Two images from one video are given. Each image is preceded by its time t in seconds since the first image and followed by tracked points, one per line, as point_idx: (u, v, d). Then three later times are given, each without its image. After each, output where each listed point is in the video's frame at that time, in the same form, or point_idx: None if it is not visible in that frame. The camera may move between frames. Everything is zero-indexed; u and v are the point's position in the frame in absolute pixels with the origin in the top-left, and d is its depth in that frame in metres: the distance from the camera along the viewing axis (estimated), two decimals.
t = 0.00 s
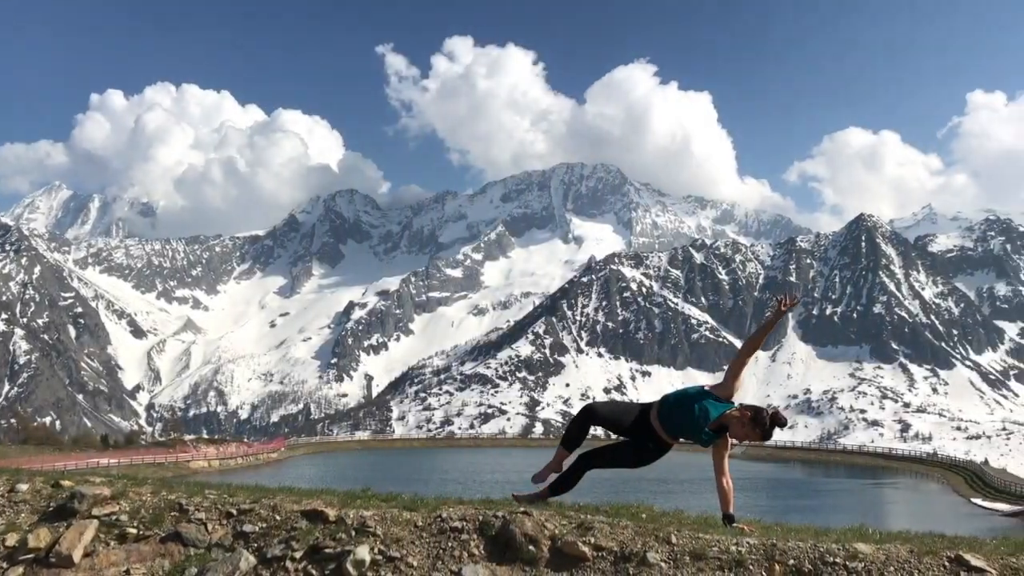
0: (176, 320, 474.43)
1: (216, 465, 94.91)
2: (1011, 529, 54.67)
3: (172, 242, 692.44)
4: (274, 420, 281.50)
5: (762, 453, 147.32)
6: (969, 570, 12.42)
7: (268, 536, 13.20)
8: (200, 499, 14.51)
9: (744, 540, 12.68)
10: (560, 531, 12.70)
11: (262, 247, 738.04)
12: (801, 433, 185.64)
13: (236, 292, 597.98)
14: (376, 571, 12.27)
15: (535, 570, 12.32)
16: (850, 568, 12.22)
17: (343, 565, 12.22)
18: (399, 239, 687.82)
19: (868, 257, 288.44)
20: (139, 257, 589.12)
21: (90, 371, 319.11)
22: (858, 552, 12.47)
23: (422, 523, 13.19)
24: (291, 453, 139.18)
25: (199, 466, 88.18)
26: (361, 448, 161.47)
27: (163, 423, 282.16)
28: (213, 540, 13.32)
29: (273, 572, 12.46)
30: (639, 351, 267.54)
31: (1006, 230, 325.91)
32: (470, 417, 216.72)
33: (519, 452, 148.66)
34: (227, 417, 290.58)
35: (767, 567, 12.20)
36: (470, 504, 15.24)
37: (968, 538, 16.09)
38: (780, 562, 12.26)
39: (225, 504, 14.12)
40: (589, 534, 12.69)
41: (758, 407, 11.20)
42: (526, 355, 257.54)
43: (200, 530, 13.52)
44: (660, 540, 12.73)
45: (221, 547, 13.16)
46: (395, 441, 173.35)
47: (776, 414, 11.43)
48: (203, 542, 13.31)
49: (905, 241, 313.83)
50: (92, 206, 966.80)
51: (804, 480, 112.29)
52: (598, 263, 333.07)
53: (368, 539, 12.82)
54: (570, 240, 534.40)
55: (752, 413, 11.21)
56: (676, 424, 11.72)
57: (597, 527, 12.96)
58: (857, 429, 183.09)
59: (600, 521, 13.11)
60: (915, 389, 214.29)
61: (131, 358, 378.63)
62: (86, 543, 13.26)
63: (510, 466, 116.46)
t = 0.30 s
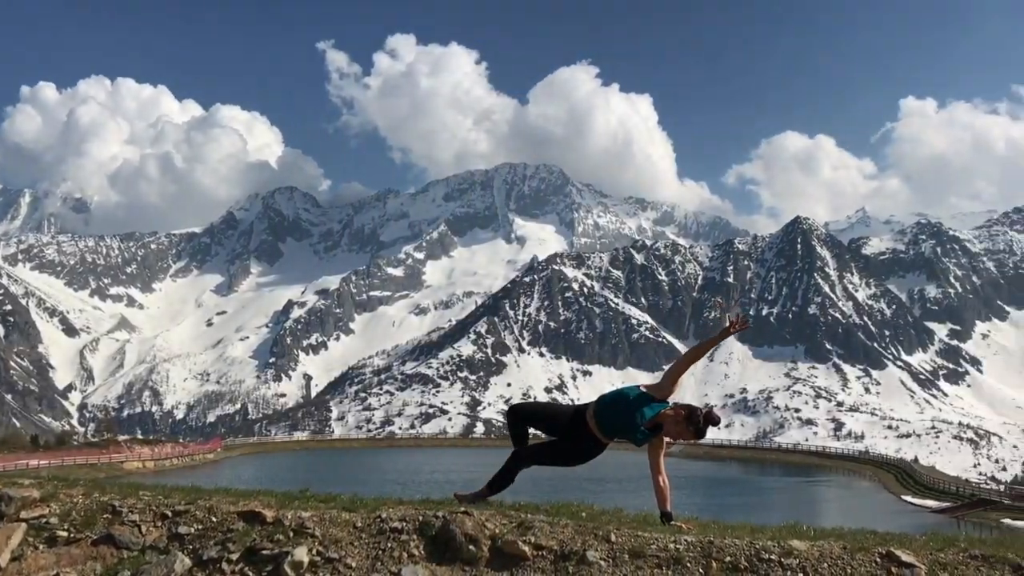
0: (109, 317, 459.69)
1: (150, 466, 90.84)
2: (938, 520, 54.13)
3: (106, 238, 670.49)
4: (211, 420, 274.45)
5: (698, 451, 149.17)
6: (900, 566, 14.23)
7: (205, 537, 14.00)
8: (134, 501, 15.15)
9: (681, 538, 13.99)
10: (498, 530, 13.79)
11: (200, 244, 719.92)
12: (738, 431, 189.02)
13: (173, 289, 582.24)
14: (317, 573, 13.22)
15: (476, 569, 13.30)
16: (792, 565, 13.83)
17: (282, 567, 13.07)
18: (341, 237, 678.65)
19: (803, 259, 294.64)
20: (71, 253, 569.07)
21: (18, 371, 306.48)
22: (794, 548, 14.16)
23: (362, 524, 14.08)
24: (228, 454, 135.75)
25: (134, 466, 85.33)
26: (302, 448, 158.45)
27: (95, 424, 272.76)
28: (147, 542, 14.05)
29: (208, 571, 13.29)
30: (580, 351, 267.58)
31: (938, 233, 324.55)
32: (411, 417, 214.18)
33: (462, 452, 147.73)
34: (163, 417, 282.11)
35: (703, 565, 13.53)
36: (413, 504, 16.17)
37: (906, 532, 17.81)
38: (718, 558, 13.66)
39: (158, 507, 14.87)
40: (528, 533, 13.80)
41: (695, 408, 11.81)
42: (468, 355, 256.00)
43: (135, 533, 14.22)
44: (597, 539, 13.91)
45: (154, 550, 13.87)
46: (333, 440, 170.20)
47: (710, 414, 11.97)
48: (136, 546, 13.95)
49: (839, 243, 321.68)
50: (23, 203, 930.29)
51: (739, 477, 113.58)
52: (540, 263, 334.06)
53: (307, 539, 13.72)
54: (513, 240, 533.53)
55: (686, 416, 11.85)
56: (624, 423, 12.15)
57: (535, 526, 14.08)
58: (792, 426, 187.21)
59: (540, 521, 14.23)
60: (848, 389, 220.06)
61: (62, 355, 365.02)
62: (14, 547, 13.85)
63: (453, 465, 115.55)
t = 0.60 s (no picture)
0: (38, 315, 441.45)
1: (82, 467, 86.60)
2: (872, 517, 54.14)
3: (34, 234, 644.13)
4: (146, 421, 265.32)
5: (640, 450, 149.71)
6: (837, 562, 13.58)
7: (141, 540, 12.09)
8: (65, 502, 12.89)
9: (624, 537, 12.97)
10: (444, 531, 12.48)
11: (135, 241, 697.48)
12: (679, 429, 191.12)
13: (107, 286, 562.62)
14: None
15: (416, 571, 12.00)
16: (730, 562, 12.91)
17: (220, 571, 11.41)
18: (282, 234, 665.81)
19: (742, 260, 299.29)
20: None
21: None
22: (734, 545, 13.23)
23: (304, 525, 12.46)
24: (164, 454, 130.62)
25: (64, 468, 80.96)
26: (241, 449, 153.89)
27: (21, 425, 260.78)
28: (77, 547, 12.00)
29: None
30: (523, 351, 267.22)
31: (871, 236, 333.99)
32: (352, 417, 210.30)
33: (403, 452, 145.56)
34: (96, 417, 272.11)
35: (645, 564, 12.55)
36: (354, 503, 14.64)
37: (842, 531, 17.13)
38: (658, 557, 12.64)
39: (91, 508, 12.68)
40: (472, 534, 12.55)
41: (633, 407, 11.81)
42: (411, 355, 252.51)
43: (65, 536, 12.13)
44: (542, 537, 12.76)
45: (85, 554, 11.89)
46: (273, 441, 165.72)
47: (651, 415, 12.06)
48: (66, 551, 11.96)
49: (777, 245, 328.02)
50: None
51: (680, 477, 113.92)
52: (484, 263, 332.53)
53: (246, 542, 11.97)
54: (457, 239, 530.30)
55: (624, 416, 11.81)
56: (559, 421, 11.92)
57: (478, 526, 12.83)
58: (731, 426, 189.44)
59: (479, 520, 13.01)
60: (786, 389, 224.26)
61: None
62: None
63: (395, 465, 113.37)
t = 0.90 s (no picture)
0: None
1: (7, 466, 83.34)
2: (805, 514, 54.09)
3: None
4: (73, 421, 255.35)
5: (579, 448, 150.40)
6: (769, 559, 13.79)
7: (68, 543, 12.17)
8: None
9: (561, 536, 13.11)
10: (382, 532, 12.51)
11: (63, 237, 671.81)
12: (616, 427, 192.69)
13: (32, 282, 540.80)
14: None
15: (354, 571, 12.05)
16: (667, 560, 13.11)
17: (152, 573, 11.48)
18: (218, 232, 649.88)
19: (679, 261, 303.95)
20: None
21: None
22: (669, 542, 13.48)
23: (238, 527, 12.47)
24: (94, 454, 126.61)
25: None
26: (175, 448, 149.92)
27: None
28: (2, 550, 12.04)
29: None
30: (462, 350, 266.05)
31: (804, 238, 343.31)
32: (288, 417, 206.02)
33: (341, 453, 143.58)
34: (22, 417, 260.91)
35: (583, 563, 12.70)
36: (285, 507, 14.65)
37: (772, 526, 17.63)
38: (596, 555, 12.82)
39: (15, 511, 12.70)
40: (410, 534, 12.57)
41: (571, 409, 12.10)
42: (348, 354, 248.60)
43: None
44: (480, 538, 12.80)
45: (10, 559, 11.95)
46: (207, 440, 161.49)
47: (587, 420, 12.33)
48: None
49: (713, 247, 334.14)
50: None
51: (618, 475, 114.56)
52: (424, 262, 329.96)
53: (178, 545, 11.96)
54: (397, 238, 525.45)
55: (564, 417, 12.08)
56: (502, 419, 12.27)
57: (418, 526, 12.84)
58: (666, 425, 191.76)
59: (421, 520, 12.99)
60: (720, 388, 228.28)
61: None
62: None
63: (334, 466, 111.97)
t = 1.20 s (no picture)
0: None
1: None
2: (733, 512, 54.36)
3: None
4: None
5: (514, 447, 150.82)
6: (702, 556, 14.11)
7: None
8: None
9: (494, 535, 13.76)
10: (309, 534, 13.42)
11: None
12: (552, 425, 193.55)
13: None
14: None
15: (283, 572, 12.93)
16: (600, 559, 13.53)
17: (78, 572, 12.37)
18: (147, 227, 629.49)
19: (615, 261, 307.36)
20: None
21: None
22: (603, 539, 13.87)
23: (167, 530, 13.40)
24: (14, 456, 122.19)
25: None
26: (101, 449, 145.33)
27: None
28: None
29: None
30: (398, 350, 264.14)
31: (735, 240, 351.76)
32: (219, 417, 200.94)
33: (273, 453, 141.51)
34: None
35: (517, 562, 13.28)
36: (216, 508, 15.51)
37: (707, 521, 17.81)
38: (530, 555, 13.38)
39: None
40: (342, 535, 13.42)
41: (510, 412, 13.20)
42: (282, 353, 243.72)
43: None
44: (413, 538, 13.51)
45: None
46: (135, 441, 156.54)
47: (523, 425, 13.39)
48: None
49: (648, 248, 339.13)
50: None
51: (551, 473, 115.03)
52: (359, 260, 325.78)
53: (106, 547, 12.89)
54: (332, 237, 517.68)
55: (500, 419, 13.15)
56: (444, 416, 13.40)
57: (347, 527, 13.70)
58: (601, 423, 193.41)
59: (350, 523, 13.84)
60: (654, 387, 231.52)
61: None
62: None
63: (267, 466, 110.61)
